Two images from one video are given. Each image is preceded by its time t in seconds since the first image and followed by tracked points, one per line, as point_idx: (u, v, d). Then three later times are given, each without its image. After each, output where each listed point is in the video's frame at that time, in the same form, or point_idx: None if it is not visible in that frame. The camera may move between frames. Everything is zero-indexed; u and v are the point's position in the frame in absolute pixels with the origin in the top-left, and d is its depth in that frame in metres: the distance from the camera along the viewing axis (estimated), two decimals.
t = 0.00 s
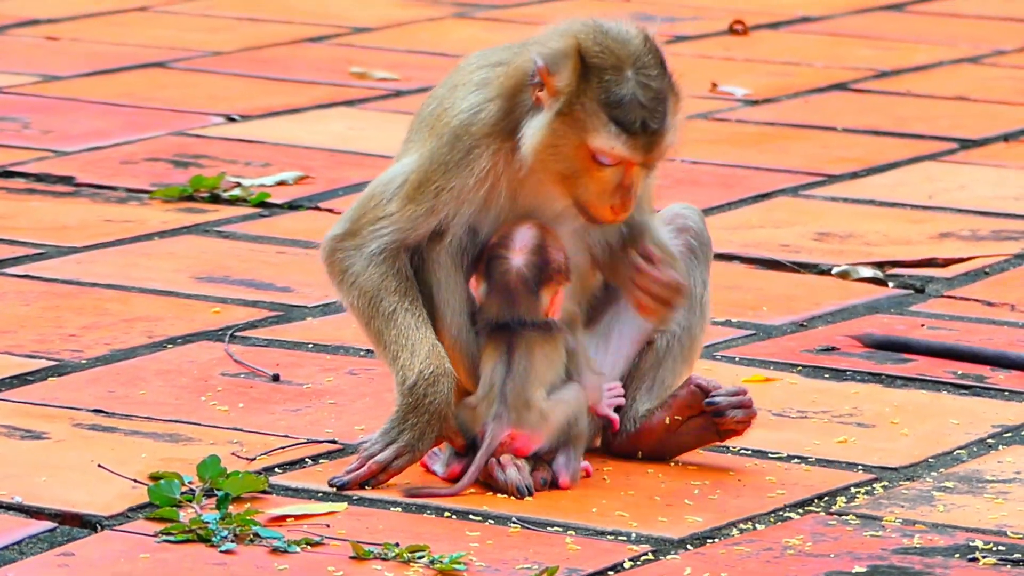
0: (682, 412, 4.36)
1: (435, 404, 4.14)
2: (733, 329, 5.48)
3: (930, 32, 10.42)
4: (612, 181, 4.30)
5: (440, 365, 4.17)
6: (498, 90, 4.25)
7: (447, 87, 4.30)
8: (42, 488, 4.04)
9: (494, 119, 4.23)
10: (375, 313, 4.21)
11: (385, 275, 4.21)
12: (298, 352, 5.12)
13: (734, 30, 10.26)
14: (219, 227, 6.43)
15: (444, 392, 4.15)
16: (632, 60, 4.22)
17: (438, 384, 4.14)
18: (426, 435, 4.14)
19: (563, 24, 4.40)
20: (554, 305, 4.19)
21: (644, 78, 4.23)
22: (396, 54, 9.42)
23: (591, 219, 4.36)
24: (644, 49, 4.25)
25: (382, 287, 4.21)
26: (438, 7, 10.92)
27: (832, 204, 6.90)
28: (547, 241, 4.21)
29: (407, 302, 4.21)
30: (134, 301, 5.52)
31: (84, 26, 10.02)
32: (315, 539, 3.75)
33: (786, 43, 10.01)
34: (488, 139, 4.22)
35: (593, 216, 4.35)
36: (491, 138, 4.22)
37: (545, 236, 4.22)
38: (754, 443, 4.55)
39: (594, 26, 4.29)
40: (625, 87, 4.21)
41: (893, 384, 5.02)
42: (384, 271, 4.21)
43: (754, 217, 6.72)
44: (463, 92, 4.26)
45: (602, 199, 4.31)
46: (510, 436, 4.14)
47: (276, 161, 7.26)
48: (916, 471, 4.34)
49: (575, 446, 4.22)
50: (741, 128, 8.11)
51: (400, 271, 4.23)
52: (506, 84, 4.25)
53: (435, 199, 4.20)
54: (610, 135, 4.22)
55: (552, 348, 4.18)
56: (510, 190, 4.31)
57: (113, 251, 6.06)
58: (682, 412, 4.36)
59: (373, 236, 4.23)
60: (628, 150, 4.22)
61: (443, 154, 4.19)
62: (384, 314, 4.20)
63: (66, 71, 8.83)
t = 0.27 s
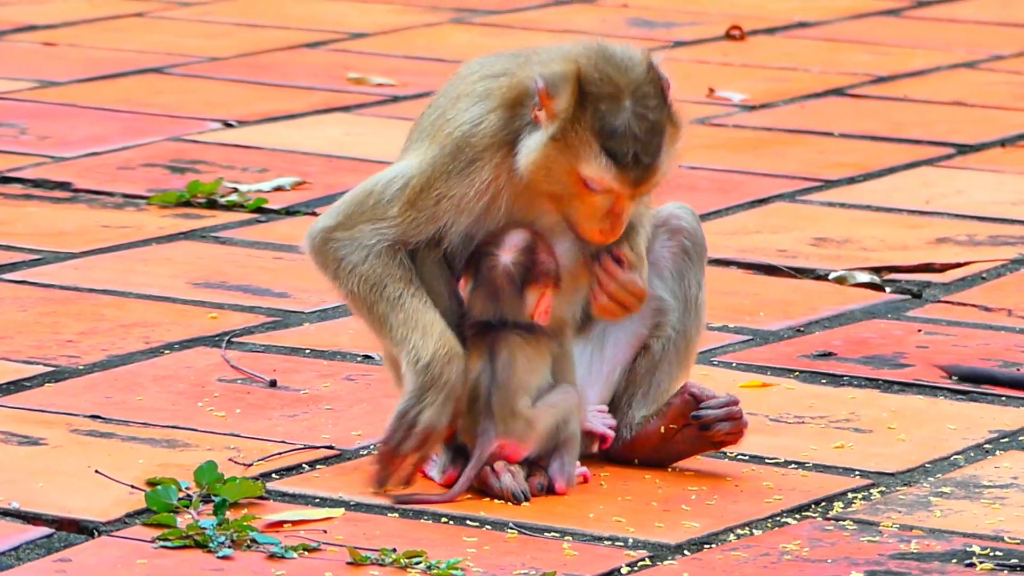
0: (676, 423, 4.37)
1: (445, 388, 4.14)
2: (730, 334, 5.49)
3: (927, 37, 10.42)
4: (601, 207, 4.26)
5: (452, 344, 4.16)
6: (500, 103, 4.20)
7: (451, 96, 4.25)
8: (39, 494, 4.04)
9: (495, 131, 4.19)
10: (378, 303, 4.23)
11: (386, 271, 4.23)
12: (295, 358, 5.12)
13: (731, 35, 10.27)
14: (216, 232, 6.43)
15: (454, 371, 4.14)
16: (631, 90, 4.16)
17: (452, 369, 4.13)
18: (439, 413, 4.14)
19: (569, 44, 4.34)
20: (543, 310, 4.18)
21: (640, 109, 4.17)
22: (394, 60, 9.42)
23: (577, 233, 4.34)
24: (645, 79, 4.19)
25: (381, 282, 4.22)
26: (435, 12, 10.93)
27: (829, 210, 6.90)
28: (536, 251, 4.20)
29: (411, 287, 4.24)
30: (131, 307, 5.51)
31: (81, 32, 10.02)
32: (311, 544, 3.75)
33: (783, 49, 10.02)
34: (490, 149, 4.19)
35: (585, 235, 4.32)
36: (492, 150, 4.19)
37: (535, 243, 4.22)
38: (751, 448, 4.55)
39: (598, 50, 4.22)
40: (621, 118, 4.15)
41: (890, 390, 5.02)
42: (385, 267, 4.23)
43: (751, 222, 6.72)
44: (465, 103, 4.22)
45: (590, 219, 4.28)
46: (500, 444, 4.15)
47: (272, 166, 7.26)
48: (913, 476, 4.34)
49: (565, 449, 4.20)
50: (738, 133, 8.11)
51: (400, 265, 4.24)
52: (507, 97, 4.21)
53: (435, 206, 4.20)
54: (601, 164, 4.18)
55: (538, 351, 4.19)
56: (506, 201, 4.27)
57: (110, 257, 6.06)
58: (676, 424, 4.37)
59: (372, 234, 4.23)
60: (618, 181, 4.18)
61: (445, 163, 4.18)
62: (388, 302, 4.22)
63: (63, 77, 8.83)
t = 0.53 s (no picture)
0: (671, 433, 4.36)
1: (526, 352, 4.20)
2: (726, 338, 5.49)
3: (923, 41, 10.43)
4: (591, 233, 4.18)
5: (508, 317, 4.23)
6: (502, 118, 4.15)
7: (452, 105, 4.20)
8: (35, 499, 4.04)
9: (496, 143, 4.14)
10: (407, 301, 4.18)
11: (403, 272, 4.17)
12: (291, 363, 5.12)
13: (727, 39, 10.27)
14: (212, 237, 6.43)
15: (517, 336, 4.20)
16: (632, 125, 4.06)
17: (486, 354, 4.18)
18: (527, 386, 4.19)
19: (575, 63, 4.27)
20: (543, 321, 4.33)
21: (641, 148, 4.05)
22: (390, 64, 9.43)
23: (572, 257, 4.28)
24: (647, 115, 4.09)
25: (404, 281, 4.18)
26: (431, 16, 10.93)
27: (825, 214, 6.90)
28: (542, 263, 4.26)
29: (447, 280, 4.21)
30: (127, 311, 5.51)
31: (77, 36, 10.02)
32: (308, 549, 3.75)
33: (779, 53, 10.02)
34: (489, 159, 4.14)
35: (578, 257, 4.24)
36: (497, 164, 4.14)
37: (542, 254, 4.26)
38: (747, 452, 4.55)
39: (603, 80, 4.13)
40: (619, 155, 4.04)
41: (886, 394, 5.02)
42: (400, 269, 4.18)
43: (747, 226, 6.72)
44: (466, 113, 4.17)
45: (585, 243, 4.21)
46: (490, 444, 4.19)
47: (268, 171, 7.26)
48: (909, 480, 4.34)
49: (559, 449, 4.23)
50: (734, 137, 8.11)
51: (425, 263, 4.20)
52: (509, 110, 4.15)
53: (439, 215, 4.16)
54: (595, 200, 4.07)
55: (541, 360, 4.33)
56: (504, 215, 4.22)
57: (106, 261, 6.06)
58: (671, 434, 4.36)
59: (383, 240, 4.18)
60: (610, 218, 4.06)
61: (450, 173, 4.13)
62: (425, 294, 4.17)
63: (59, 81, 8.83)
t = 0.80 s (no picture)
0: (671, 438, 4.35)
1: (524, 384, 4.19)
2: (720, 342, 5.49)
3: (916, 44, 10.44)
4: (589, 237, 4.19)
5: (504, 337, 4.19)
6: (510, 116, 4.14)
7: (459, 101, 4.19)
8: (29, 503, 4.04)
9: (503, 141, 4.13)
10: (409, 310, 4.13)
11: (407, 277, 4.12)
12: (285, 366, 5.12)
13: (720, 43, 10.28)
14: (206, 241, 6.43)
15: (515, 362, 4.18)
16: (640, 135, 4.07)
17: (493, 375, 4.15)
18: (525, 411, 4.18)
19: (582, 67, 4.28)
20: (499, 303, 4.30)
21: (647, 159, 4.07)
22: (384, 68, 9.43)
23: (564, 255, 4.28)
24: (654, 125, 4.10)
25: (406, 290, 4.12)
26: (425, 20, 10.93)
27: (818, 217, 6.90)
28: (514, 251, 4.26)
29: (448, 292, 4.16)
30: (120, 315, 5.51)
31: (72, 40, 10.02)
32: (302, 553, 3.75)
33: (773, 56, 10.03)
34: (494, 157, 4.13)
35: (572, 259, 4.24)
36: (503, 163, 4.13)
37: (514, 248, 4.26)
38: (741, 456, 4.55)
39: (611, 86, 4.14)
40: (625, 164, 4.05)
41: (880, 397, 5.02)
42: (405, 274, 4.12)
43: (741, 229, 6.73)
44: (474, 109, 4.16)
45: (580, 245, 4.21)
46: (478, 436, 4.23)
47: (262, 175, 7.26)
48: (903, 483, 4.34)
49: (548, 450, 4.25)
50: (728, 140, 8.11)
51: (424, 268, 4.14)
52: (517, 108, 4.15)
53: (446, 212, 4.11)
54: (598, 207, 4.08)
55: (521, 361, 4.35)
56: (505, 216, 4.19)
57: (100, 265, 6.05)
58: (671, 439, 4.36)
59: (387, 242, 4.12)
60: (612, 226, 4.07)
61: (457, 170, 4.11)
62: (428, 307, 4.13)
63: (53, 85, 8.83)
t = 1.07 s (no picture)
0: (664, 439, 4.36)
1: (471, 381, 4.17)
2: (714, 344, 5.49)
3: (911, 47, 10.44)
4: (575, 241, 4.19)
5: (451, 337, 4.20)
6: (497, 120, 4.16)
7: (446, 103, 4.21)
8: (23, 505, 4.04)
9: (488, 146, 4.15)
10: (373, 310, 4.16)
11: (376, 276, 4.16)
12: (279, 368, 5.12)
13: (715, 45, 10.28)
14: (200, 243, 6.43)
15: (462, 363, 4.17)
16: (628, 140, 4.09)
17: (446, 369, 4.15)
18: (469, 409, 4.16)
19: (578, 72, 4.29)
20: (488, 309, 4.21)
21: (634, 163, 4.08)
22: (378, 70, 9.43)
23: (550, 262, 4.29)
24: (644, 131, 4.12)
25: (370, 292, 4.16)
26: (420, 22, 10.93)
27: (812, 219, 6.91)
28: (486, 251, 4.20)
29: (403, 293, 4.19)
30: (114, 317, 5.51)
31: (66, 42, 10.02)
32: (296, 555, 3.75)
33: (768, 58, 10.03)
34: (478, 163, 4.14)
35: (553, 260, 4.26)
36: (484, 166, 4.14)
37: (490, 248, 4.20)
38: (735, 458, 4.55)
39: (603, 92, 4.15)
40: (612, 169, 4.06)
41: (874, 399, 5.02)
42: (375, 274, 4.17)
43: (735, 231, 6.74)
44: (460, 112, 4.18)
45: (563, 249, 4.22)
46: (435, 431, 4.20)
47: (256, 177, 7.26)
48: (897, 486, 4.34)
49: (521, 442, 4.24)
50: (722, 142, 8.12)
51: (391, 272, 4.18)
52: (503, 112, 4.17)
53: (421, 218, 4.16)
54: (585, 210, 4.09)
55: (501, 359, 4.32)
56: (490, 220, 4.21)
57: (94, 267, 6.05)
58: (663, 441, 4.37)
59: (361, 242, 4.17)
60: (598, 228, 4.09)
61: (435, 172, 4.14)
62: (382, 306, 4.16)
63: (48, 87, 8.83)
